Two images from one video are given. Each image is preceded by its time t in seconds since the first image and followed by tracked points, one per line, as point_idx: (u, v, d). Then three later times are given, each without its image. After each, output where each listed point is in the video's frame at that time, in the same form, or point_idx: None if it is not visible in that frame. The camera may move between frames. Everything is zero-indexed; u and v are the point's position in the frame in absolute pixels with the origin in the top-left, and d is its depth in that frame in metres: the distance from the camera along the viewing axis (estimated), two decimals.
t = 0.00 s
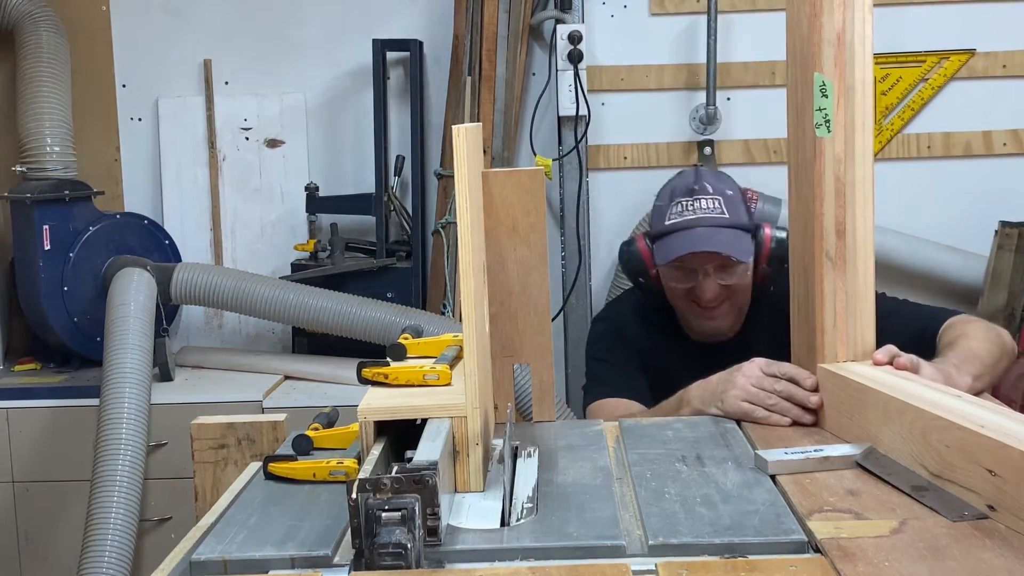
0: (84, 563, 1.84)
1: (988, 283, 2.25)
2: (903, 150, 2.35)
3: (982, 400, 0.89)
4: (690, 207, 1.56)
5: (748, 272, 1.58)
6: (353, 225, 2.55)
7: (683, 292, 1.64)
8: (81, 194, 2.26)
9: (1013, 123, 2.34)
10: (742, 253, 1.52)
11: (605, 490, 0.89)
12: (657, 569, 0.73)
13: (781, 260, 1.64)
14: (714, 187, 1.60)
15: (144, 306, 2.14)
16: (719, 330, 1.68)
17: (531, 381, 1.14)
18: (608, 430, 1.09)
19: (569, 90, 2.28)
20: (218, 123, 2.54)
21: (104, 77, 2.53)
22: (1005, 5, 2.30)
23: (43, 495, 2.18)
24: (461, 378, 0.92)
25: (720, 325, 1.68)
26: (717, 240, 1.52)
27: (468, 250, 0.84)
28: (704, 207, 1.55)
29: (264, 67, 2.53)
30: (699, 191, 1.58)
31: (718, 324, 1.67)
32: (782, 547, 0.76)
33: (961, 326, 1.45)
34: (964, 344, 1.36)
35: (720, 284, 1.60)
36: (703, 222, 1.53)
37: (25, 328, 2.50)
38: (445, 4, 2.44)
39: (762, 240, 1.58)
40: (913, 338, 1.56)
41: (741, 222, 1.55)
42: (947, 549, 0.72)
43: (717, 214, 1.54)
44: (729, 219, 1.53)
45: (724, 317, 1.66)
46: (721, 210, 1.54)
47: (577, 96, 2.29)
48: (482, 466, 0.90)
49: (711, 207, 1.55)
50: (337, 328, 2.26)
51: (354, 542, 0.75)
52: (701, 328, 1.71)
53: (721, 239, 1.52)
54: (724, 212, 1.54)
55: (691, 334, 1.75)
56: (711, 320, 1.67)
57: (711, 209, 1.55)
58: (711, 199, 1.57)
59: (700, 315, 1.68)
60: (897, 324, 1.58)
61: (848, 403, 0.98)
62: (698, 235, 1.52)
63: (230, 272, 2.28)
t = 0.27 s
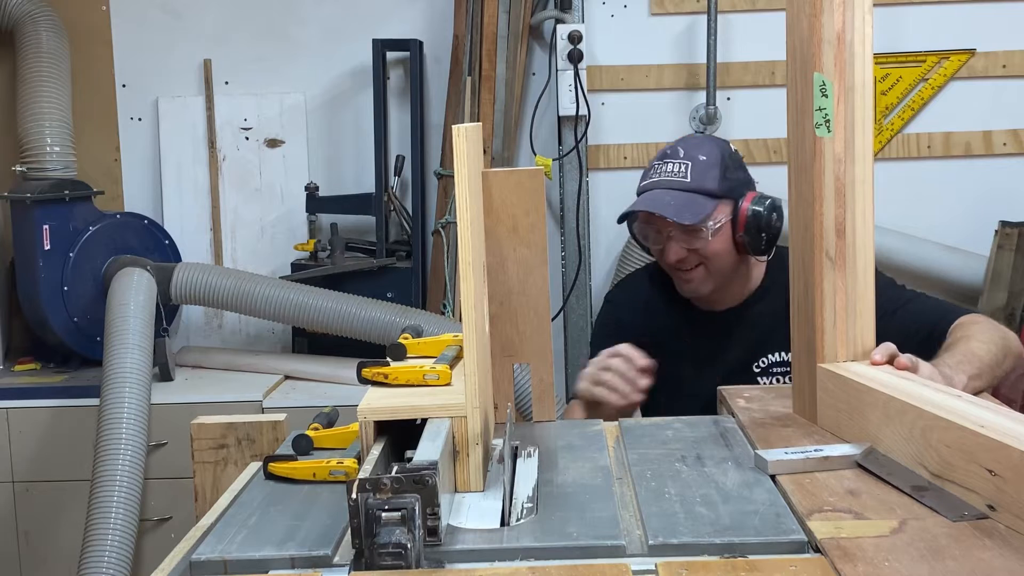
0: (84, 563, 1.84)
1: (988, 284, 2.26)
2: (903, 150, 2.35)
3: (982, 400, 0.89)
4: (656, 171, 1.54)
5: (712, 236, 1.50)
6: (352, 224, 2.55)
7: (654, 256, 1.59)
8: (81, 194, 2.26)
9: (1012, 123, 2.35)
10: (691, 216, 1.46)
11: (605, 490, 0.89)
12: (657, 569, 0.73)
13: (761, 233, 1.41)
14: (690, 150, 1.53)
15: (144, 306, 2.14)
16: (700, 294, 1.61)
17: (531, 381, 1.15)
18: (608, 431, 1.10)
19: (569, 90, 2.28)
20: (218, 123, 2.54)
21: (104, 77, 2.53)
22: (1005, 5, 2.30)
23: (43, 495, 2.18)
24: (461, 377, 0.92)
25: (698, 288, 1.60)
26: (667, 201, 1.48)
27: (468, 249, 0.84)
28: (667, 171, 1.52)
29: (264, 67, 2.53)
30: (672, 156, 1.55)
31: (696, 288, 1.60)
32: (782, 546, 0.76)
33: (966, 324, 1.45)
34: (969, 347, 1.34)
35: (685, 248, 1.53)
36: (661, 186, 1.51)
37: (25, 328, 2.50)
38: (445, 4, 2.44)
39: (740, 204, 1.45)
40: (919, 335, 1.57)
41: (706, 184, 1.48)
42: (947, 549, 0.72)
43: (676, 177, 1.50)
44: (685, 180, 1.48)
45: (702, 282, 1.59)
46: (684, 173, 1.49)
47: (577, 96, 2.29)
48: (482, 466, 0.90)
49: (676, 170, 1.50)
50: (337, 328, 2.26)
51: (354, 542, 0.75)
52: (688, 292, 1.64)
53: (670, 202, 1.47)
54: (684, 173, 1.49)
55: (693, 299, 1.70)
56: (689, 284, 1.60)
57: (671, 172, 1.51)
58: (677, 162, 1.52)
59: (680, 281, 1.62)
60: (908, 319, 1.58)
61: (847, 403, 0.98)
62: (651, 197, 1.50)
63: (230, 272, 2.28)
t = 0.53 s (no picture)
0: (84, 563, 1.84)
1: (988, 285, 2.26)
2: (903, 150, 2.35)
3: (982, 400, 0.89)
4: (629, 181, 1.49)
5: (689, 245, 1.47)
6: (352, 224, 2.55)
7: (630, 266, 1.55)
8: (81, 195, 2.26)
9: (1013, 123, 2.35)
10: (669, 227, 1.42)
11: (605, 490, 0.89)
12: (657, 569, 0.73)
13: (737, 240, 1.41)
14: (664, 159, 1.50)
15: (144, 306, 2.14)
16: (676, 303, 1.57)
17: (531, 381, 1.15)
18: (608, 431, 1.10)
19: (569, 90, 2.28)
20: (218, 123, 2.54)
21: (104, 77, 2.53)
22: (1005, 5, 2.29)
23: (43, 495, 2.18)
24: (461, 378, 0.92)
25: (675, 298, 1.56)
26: (644, 211, 1.43)
27: (468, 249, 0.84)
28: (642, 181, 1.47)
29: (264, 67, 2.53)
30: (645, 164, 1.50)
31: (673, 297, 1.56)
32: (782, 546, 0.76)
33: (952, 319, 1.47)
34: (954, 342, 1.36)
35: (663, 259, 1.49)
36: (635, 196, 1.46)
37: (25, 328, 2.50)
38: (445, 5, 2.44)
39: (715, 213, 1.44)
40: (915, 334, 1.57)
41: (683, 194, 1.44)
42: (947, 549, 0.72)
43: (652, 188, 1.45)
44: (661, 191, 1.44)
45: (680, 291, 1.55)
46: (660, 182, 1.45)
47: (577, 96, 2.29)
48: (482, 466, 0.90)
49: (651, 180, 1.46)
50: (336, 328, 2.26)
51: (354, 542, 0.75)
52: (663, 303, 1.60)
53: (647, 213, 1.43)
54: (659, 184, 1.45)
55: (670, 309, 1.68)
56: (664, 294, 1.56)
57: (646, 182, 1.46)
58: (651, 172, 1.48)
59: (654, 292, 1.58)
60: (893, 314, 1.57)
61: (847, 403, 0.98)
62: (627, 208, 1.45)
63: (230, 272, 2.28)
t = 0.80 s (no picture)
0: (84, 563, 1.84)
1: (988, 284, 2.24)
2: (903, 150, 2.35)
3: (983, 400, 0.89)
4: (615, 192, 1.46)
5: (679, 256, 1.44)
6: (352, 225, 2.55)
7: (616, 277, 1.51)
8: (81, 195, 2.26)
9: (1013, 123, 2.35)
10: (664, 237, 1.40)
11: (605, 490, 0.89)
12: (657, 569, 0.73)
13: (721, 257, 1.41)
14: (646, 170, 1.48)
15: (144, 306, 2.14)
16: (660, 314, 1.56)
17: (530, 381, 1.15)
18: (608, 431, 1.10)
19: (569, 90, 2.28)
20: (218, 123, 2.54)
21: (105, 77, 2.54)
22: (1006, 5, 2.29)
23: (43, 495, 2.18)
24: (461, 378, 0.92)
25: (660, 308, 1.55)
26: (636, 221, 1.40)
27: (468, 249, 0.84)
28: (628, 192, 1.44)
29: (265, 67, 2.53)
30: (627, 176, 1.48)
31: (659, 308, 1.55)
32: (783, 546, 0.76)
33: (942, 315, 1.49)
34: (940, 339, 1.38)
35: (652, 269, 1.47)
36: (624, 207, 1.43)
37: (25, 328, 2.50)
38: (445, 4, 2.44)
39: (698, 224, 1.41)
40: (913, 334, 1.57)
41: (670, 203, 1.42)
42: (947, 549, 0.72)
43: (641, 198, 1.43)
44: (651, 201, 1.42)
45: (666, 302, 1.55)
46: (648, 193, 1.43)
47: (577, 96, 2.29)
48: (481, 466, 0.90)
49: (637, 191, 1.44)
50: (336, 328, 2.26)
51: (354, 542, 0.75)
52: (644, 314, 1.58)
53: (641, 224, 1.40)
54: (649, 195, 1.43)
55: (649, 323, 1.67)
56: (649, 304, 1.55)
57: (634, 193, 1.44)
58: (637, 183, 1.45)
59: (638, 302, 1.55)
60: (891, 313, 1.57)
61: (847, 402, 0.98)
62: (618, 219, 1.42)
63: (230, 272, 2.28)
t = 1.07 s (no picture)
0: (84, 563, 1.84)
1: (988, 284, 2.24)
2: (903, 150, 2.35)
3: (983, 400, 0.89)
4: (621, 191, 1.45)
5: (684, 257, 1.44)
6: (352, 225, 2.55)
7: (619, 276, 1.51)
8: (81, 195, 2.26)
9: (1013, 123, 2.34)
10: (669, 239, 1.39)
11: (605, 491, 0.89)
12: (657, 569, 0.73)
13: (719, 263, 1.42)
14: (651, 169, 1.47)
15: (144, 306, 2.14)
16: (659, 314, 1.57)
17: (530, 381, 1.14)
18: (609, 431, 1.10)
19: (569, 90, 2.28)
20: (218, 123, 2.54)
21: (105, 77, 2.54)
22: (1006, 5, 2.29)
23: (43, 496, 2.18)
24: (461, 378, 0.92)
25: (659, 309, 1.56)
26: (642, 221, 1.40)
27: (468, 249, 0.84)
28: (634, 191, 1.43)
29: (265, 67, 2.53)
30: (632, 175, 1.47)
31: (658, 308, 1.56)
32: (782, 546, 0.76)
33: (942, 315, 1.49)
34: (939, 339, 1.38)
35: (653, 270, 1.47)
36: (630, 207, 1.42)
37: (25, 328, 2.50)
38: (445, 5, 2.44)
39: (699, 225, 1.42)
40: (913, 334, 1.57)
41: (675, 204, 1.42)
42: (947, 549, 0.72)
43: (647, 198, 1.42)
44: (656, 202, 1.41)
45: (665, 302, 1.56)
46: (653, 193, 1.42)
47: (577, 96, 2.29)
48: (481, 466, 0.90)
49: (642, 191, 1.43)
50: (337, 328, 2.26)
51: (354, 542, 0.75)
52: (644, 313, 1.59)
53: (646, 225, 1.39)
54: (655, 195, 1.42)
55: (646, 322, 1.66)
56: (649, 304, 1.55)
57: (640, 193, 1.42)
58: (643, 183, 1.44)
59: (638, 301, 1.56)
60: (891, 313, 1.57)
61: (848, 403, 0.98)
62: (623, 219, 1.41)
63: (230, 272, 2.28)
